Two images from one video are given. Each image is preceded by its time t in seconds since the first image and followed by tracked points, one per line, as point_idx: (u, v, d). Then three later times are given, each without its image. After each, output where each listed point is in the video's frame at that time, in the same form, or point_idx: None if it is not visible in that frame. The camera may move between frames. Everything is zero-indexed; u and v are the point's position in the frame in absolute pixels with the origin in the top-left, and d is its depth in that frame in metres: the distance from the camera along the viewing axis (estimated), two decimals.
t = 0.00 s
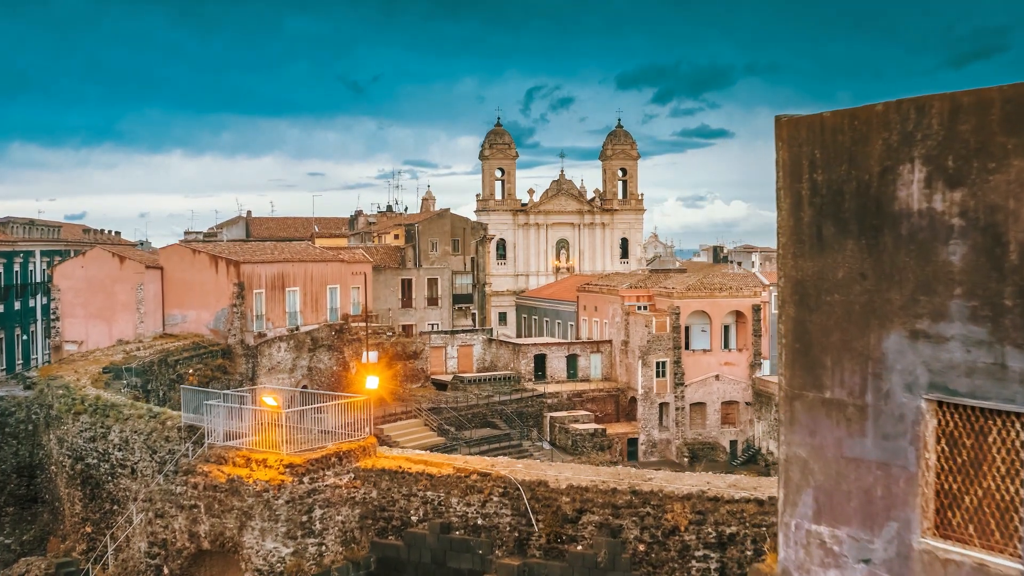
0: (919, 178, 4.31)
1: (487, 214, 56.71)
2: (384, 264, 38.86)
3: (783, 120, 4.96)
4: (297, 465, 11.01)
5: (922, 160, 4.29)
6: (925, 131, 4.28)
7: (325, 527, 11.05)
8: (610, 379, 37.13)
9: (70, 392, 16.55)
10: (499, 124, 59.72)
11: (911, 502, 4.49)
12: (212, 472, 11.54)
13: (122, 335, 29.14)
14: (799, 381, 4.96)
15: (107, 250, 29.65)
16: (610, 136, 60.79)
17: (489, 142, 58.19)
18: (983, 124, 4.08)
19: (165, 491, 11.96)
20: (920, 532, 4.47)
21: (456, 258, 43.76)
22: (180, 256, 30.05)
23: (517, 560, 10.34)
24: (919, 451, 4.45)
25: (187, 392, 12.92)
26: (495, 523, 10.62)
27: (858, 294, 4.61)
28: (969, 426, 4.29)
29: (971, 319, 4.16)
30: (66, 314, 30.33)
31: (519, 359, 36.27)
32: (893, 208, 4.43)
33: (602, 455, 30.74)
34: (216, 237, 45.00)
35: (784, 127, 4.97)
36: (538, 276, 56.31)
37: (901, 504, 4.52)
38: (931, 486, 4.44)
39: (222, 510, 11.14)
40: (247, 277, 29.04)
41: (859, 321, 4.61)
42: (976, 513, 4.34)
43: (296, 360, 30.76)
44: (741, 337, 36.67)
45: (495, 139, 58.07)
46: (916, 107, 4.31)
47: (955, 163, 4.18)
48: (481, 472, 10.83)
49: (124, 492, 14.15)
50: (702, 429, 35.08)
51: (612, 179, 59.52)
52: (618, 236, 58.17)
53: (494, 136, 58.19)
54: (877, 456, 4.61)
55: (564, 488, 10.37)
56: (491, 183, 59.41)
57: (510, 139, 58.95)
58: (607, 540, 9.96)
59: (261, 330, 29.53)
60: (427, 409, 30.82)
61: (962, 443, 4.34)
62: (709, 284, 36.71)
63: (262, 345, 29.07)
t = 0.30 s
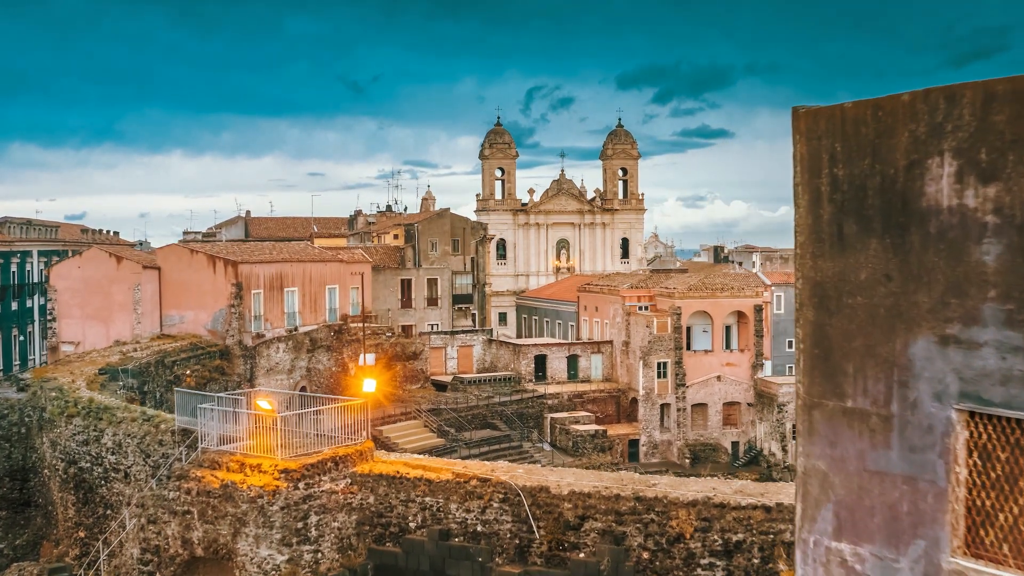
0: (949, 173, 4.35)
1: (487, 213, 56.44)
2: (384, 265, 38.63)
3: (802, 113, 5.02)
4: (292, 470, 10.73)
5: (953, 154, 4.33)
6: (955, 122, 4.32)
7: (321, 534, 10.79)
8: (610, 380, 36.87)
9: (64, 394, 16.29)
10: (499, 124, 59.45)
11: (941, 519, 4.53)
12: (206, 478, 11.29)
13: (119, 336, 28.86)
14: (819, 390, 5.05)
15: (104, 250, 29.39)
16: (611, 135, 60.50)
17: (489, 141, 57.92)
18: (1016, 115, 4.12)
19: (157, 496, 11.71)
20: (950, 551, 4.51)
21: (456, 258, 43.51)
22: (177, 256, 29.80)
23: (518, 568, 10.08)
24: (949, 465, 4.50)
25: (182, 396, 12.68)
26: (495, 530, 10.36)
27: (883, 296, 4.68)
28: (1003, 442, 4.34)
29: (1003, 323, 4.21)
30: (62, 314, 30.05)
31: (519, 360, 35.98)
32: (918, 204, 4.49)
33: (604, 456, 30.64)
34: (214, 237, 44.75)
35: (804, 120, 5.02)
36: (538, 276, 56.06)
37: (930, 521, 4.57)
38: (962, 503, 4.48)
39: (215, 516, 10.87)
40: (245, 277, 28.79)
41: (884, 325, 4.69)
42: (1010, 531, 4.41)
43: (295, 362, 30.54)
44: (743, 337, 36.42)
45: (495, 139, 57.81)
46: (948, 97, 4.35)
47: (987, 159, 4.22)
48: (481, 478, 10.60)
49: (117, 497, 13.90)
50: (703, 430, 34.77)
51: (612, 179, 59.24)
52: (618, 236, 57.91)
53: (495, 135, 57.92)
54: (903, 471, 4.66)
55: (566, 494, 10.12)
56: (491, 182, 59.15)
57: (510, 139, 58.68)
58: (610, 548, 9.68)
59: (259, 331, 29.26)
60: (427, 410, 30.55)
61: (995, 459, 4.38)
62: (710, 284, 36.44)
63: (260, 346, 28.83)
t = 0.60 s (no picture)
0: (988, 165, 4.51)
1: (487, 213, 56.16)
2: (383, 265, 38.37)
3: (827, 102, 5.28)
4: (286, 477, 10.47)
5: (992, 145, 4.49)
6: (996, 110, 4.47)
7: (315, 542, 10.51)
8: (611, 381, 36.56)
9: (56, 397, 16.00)
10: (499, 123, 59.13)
11: (979, 543, 4.71)
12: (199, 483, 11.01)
13: (115, 337, 28.57)
14: (844, 401, 5.30)
15: (100, 250, 29.11)
16: (611, 135, 60.19)
17: (489, 141, 57.61)
18: None
19: (148, 503, 11.42)
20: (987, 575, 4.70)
21: (456, 258, 43.23)
22: (175, 256, 29.51)
23: None
24: (988, 485, 4.66)
25: (174, 399, 12.36)
26: (495, 537, 10.08)
27: (915, 298, 4.88)
28: None
29: None
30: (58, 315, 29.77)
31: (519, 361, 35.65)
32: (954, 202, 4.65)
33: (604, 459, 30.40)
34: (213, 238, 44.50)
35: (828, 109, 5.29)
36: (538, 276, 55.78)
37: (968, 546, 4.74)
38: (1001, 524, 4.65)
39: (208, 524, 10.59)
40: (242, 278, 28.48)
41: (917, 330, 4.89)
42: None
43: (293, 362, 30.25)
44: (744, 338, 36.09)
45: (495, 139, 57.52)
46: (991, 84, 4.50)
47: None
48: (481, 484, 10.32)
49: (109, 502, 13.61)
50: (705, 432, 34.40)
51: (613, 178, 58.94)
52: (619, 236, 57.60)
53: (495, 134, 57.61)
54: (938, 489, 4.84)
55: (568, 501, 9.82)
56: (491, 182, 58.87)
57: (511, 138, 58.38)
58: (614, 557, 9.39)
59: (257, 332, 28.97)
60: (426, 411, 30.25)
61: None
62: (711, 284, 36.20)
63: (258, 347, 28.53)
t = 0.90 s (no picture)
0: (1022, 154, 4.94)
1: (487, 213, 55.86)
2: (383, 265, 38.12)
3: (851, 92, 5.73)
4: (281, 483, 10.24)
5: None
6: None
7: (311, 549, 10.33)
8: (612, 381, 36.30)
9: (49, 399, 15.74)
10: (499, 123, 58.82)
11: (1014, 563, 5.12)
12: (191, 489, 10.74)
13: (112, 337, 28.33)
14: (870, 412, 5.76)
15: (98, 250, 28.87)
16: (612, 134, 59.87)
17: (489, 140, 57.35)
18: None
19: (140, 508, 11.16)
20: None
21: (456, 258, 42.98)
22: (173, 257, 29.23)
23: None
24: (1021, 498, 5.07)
25: (167, 401, 12.11)
26: (495, 545, 10.13)
27: (949, 299, 5.28)
28: None
29: None
30: (54, 315, 29.50)
31: (519, 362, 35.41)
32: (990, 196, 5.06)
33: (605, 460, 30.19)
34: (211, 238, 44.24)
35: (851, 99, 5.77)
36: (538, 277, 55.50)
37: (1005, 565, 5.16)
38: None
39: (200, 531, 10.33)
40: (241, 278, 28.20)
41: (950, 337, 5.29)
42: None
43: (292, 363, 29.99)
44: (746, 338, 35.72)
45: (495, 138, 57.23)
46: None
47: None
48: (480, 490, 10.34)
49: (101, 507, 13.36)
50: (706, 433, 34.12)
51: (614, 178, 58.64)
52: (619, 236, 57.36)
53: (495, 134, 57.32)
54: (971, 508, 5.26)
55: (570, 509, 10.00)
56: (491, 182, 58.59)
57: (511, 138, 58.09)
58: (619, 567, 9.71)
59: (255, 332, 28.73)
60: (427, 412, 30.03)
61: None
62: (713, 284, 35.95)
63: (256, 348, 28.26)
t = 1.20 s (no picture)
0: None
1: (487, 213, 55.58)
2: (382, 265, 37.83)
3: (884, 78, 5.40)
4: (274, 490, 10.12)
5: None
6: None
7: (306, 558, 10.34)
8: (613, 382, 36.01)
9: (40, 402, 15.47)
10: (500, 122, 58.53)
11: None
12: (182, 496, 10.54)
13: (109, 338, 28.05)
14: (903, 425, 5.34)
15: (94, 251, 28.58)
16: (612, 134, 59.57)
17: (489, 140, 57.07)
18: None
19: (131, 515, 10.88)
20: None
21: (456, 258, 42.71)
22: (170, 257, 28.89)
23: None
24: None
25: (160, 405, 11.85)
26: (495, 553, 10.30)
27: (993, 301, 4.89)
28: None
29: None
30: (50, 316, 29.21)
31: (520, 362, 35.11)
32: None
33: (607, 461, 29.97)
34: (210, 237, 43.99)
35: (885, 85, 5.41)
36: (539, 276, 55.23)
37: None
38: None
39: (192, 539, 10.09)
40: (238, 278, 27.91)
41: (992, 344, 4.89)
42: None
43: (290, 364, 29.71)
44: (749, 339, 35.38)
45: (496, 137, 56.98)
46: None
47: None
48: (479, 499, 10.49)
49: (93, 512, 13.09)
50: (708, 434, 33.85)
51: (614, 177, 58.37)
52: (620, 236, 57.10)
53: (495, 133, 57.03)
54: (1016, 532, 4.84)
55: (573, 517, 10.17)
56: (492, 181, 58.30)
57: (511, 137, 57.81)
58: None
59: (253, 333, 28.44)
60: (426, 414, 29.69)
61: None
62: (715, 284, 35.62)
63: (254, 348, 27.98)
